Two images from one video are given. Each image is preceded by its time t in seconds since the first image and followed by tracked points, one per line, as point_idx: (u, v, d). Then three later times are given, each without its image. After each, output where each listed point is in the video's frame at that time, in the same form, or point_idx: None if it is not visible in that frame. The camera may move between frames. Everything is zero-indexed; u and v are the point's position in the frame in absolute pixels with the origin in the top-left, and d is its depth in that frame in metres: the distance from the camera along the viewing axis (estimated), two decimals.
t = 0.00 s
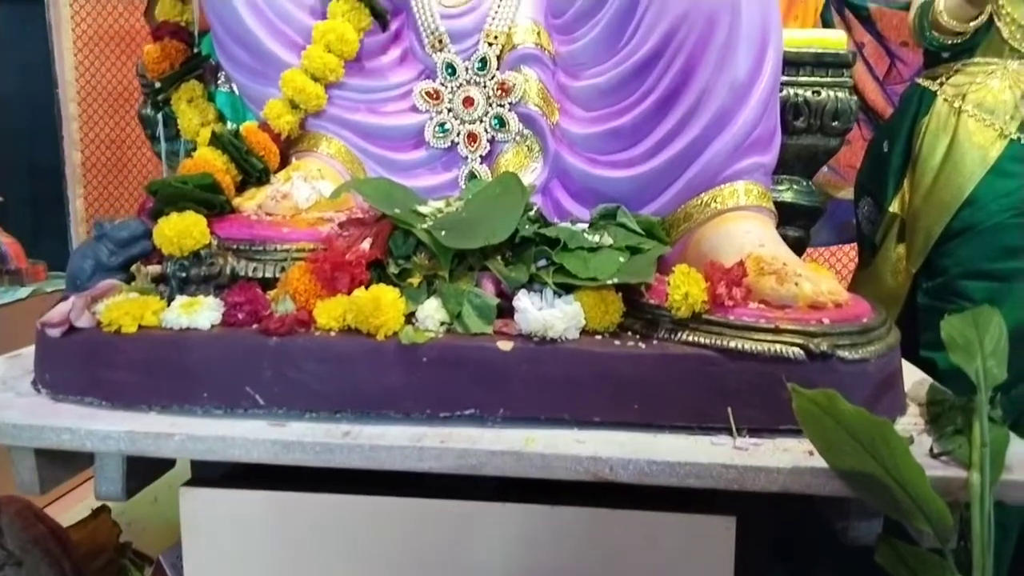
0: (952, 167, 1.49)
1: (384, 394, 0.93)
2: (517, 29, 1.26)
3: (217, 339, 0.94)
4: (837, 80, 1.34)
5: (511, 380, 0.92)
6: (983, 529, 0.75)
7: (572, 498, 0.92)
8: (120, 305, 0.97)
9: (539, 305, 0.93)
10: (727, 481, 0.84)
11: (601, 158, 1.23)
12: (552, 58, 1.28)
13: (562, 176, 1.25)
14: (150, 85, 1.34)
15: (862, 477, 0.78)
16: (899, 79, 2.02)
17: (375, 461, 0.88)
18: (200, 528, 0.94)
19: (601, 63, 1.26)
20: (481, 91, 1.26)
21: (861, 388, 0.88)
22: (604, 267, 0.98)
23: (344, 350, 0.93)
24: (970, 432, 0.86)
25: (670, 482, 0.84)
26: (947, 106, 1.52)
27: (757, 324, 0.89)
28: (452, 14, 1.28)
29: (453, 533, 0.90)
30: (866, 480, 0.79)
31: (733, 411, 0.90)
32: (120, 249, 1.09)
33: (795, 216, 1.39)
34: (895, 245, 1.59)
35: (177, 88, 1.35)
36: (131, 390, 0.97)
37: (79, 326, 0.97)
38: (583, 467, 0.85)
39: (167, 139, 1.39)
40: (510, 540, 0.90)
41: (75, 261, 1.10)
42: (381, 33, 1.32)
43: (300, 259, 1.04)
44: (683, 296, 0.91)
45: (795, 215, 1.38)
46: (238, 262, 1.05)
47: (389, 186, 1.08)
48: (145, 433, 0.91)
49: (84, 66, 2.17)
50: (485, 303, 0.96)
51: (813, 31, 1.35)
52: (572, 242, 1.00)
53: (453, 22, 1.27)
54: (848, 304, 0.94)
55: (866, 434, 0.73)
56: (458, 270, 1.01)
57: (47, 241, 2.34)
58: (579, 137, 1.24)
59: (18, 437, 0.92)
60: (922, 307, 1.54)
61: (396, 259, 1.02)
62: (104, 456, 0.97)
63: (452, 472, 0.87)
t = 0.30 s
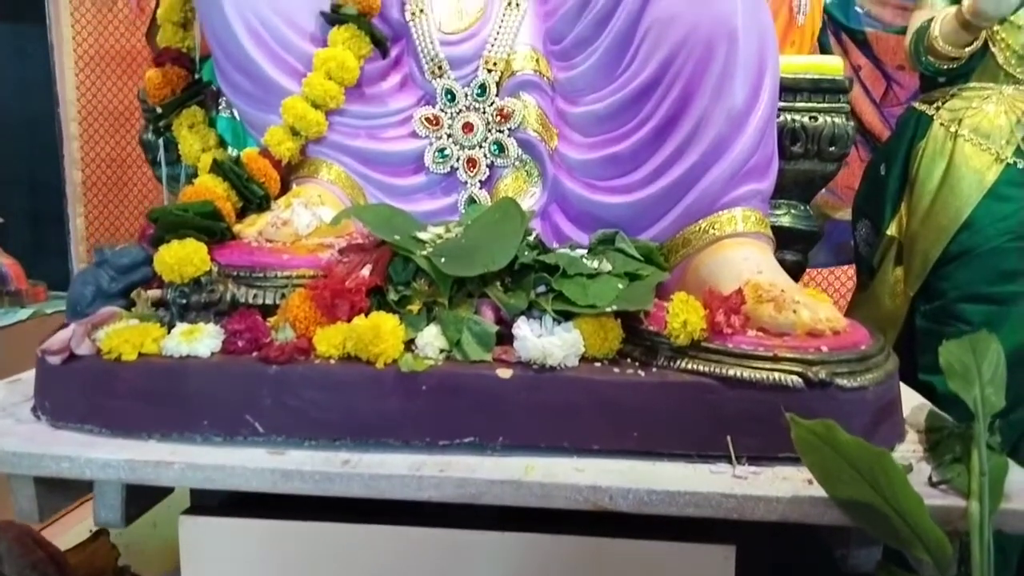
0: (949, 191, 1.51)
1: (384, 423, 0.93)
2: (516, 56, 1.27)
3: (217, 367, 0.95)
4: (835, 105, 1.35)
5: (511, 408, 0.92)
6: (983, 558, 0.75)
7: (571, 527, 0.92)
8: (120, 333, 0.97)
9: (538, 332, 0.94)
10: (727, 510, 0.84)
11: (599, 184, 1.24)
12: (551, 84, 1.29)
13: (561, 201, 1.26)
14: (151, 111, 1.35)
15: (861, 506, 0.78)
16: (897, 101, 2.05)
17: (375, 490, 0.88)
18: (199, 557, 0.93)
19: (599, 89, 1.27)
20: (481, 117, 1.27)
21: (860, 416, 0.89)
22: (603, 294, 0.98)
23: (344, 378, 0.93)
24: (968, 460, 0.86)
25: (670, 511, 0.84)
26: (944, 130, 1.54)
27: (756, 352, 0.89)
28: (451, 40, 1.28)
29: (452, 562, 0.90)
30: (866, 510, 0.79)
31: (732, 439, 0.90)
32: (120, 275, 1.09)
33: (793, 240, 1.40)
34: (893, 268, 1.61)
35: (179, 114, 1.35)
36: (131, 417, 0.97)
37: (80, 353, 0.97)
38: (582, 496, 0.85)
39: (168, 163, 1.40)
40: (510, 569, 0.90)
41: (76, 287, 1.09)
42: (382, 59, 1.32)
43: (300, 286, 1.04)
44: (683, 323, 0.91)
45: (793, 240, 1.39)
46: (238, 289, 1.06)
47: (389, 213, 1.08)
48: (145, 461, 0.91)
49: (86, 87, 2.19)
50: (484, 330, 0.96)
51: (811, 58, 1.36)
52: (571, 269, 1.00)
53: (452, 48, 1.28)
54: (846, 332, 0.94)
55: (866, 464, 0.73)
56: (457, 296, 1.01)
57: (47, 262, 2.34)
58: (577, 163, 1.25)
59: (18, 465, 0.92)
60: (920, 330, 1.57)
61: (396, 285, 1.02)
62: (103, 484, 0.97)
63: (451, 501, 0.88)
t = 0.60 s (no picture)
0: (944, 213, 1.53)
1: (382, 447, 0.94)
2: (515, 79, 1.30)
3: (216, 391, 0.95)
4: (830, 128, 1.36)
5: (509, 433, 0.92)
6: None
7: (569, 551, 0.92)
8: (120, 356, 0.97)
9: (536, 354, 0.95)
10: (724, 535, 0.84)
11: (597, 206, 1.25)
12: (549, 106, 1.30)
13: (560, 223, 1.27)
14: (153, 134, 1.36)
15: (858, 532, 0.79)
16: (893, 122, 2.07)
17: (373, 514, 0.88)
18: None
19: (596, 113, 1.29)
20: (480, 139, 1.29)
21: (856, 441, 0.89)
22: (601, 317, 0.99)
23: (343, 402, 0.93)
24: (964, 485, 0.87)
25: (667, 535, 0.85)
26: (939, 152, 1.56)
27: (753, 376, 0.90)
28: (451, 64, 1.31)
29: None
30: (863, 536, 0.79)
31: (729, 464, 0.90)
32: (121, 297, 1.10)
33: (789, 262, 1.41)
34: (890, 288, 1.64)
35: (180, 136, 1.36)
36: (130, 441, 0.97)
37: (80, 376, 0.98)
38: (580, 521, 0.85)
39: (168, 184, 1.40)
40: None
41: (77, 308, 1.10)
42: (381, 83, 1.32)
43: (300, 309, 1.05)
44: (680, 347, 0.92)
45: (789, 261, 1.40)
46: (238, 312, 1.06)
47: (390, 235, 1.09)
48: (144, 485, 0.91)
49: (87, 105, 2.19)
50: (483, 354, 0.97)
51: (807, 81, 1.37)
52: (569, 292, 1.01)
53: (451, 72, 1.30)
54: (842, 355, 0.95)
55: (863, 489, 0.74)
56: (456, 320, 1.01)
57: (47, 282, 2.35)
58: (576, 185, 1.26)
59: (18, 489, 0.93)
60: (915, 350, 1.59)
61: (396, 308, 1.02)
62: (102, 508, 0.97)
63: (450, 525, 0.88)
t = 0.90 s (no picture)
0: (943, 233, 1.56)
1: (384, 472, 0.94)
2: (515, 104, 1.31)
3: (220, 416, 0.96)
4: (828, 150, 1.37)
5: (510, 458, 0.93)
6: None
7: None
8: (124, 383, 0.98)
9: (537, 379, 0.96)
10: (725, 560, 0.85)
11: (596, 229, 1.26)
12: (548, 130, 1.32)
13: (560, 246, 1.28)
14: (156, 159, 1.38)
15: (859, 558, 0.79)
16: (891, 142, 2.09)
17: (375, 540, 0.88)
18: None
19: (595, 137, 1.31)
20: (480, 163, 1.30)
21: (855, 464, 0.90)
22: (601, 341, 1.00)
23: (346, 427, 0.94)
24: (963, 509, 0.87)
25: (668, 561, 0.85)
26: (936, 173, 1.59)
27: (752, 401, 0.91)
28: (451, 88, 1.32)
29: None
30: (863, 562, 0.79)
31: (730, 488, 0.91)
32: (124, 322, 1.10)
33: (788, 283, 1.42)
34: (890, 308, 1.66)
35: (183, 160, 1.37)
36: (133, 466, 0.98)
37: (84, 403, 0.98)
38: (582, 547, 0.86)
39: (173, 208, 1.45)
40: None
41: (79, 335, 1.10)
42: (383, 107, 1.33)
43: (303, 333, 1.05)
44: (680, 372, 0.93)
45: (788, 283, 1.41)
46: (241, 337, 1.06)
47: (392, 259, 1.10)
48: (148, 512, 0.92)
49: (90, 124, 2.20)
50: (484, 379, 0.97)
51: (805, 104, 1.38)
52: (570, 315, 1.01)
53: (452, 96, 1.31)
54: (840, 379, 0.96)
55: (863, 515, 0.75)
56: (457, 344, 1.02)
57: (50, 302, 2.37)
58: (574, 207, 1.27)
59: (22, 515, 0.93)
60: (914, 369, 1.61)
61: (398, 334, 1.03)
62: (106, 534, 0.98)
63: (452, 551, 0.88)
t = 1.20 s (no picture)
0: (941, 250, 1.60)
1: (384, 493, 0.95)
2: (515, 123, 1.33)
3: (222, 438, 0.96)
4: (826, 169, 1.38)
5: (510, 479, 0.93)
6: None
7: None
8: (126, 404, 0.99)
9: (536, 402, 0.96)
10: None
11: (595, 248, 1.27)
12: (547, 149, 1.33)
13: (559, 263, 1.30)
14: (158, 179, 1.39)
15: None
16: (887, 157, 2.11)
17: (376, 562, 0.89)
18: None
19: (594, 156, 1.31)
20: (480, 181, 1.30)
21: (854, 485, 0.90)
22: (600, 361, 1.00)
23: (347, 449, 0.95)
24: (961, 529, 0.88)
25: None
26: (934, 190, 1.62)
27: (751, 422, 0.92)
28: (450, 108, 1.33)
29: None
30: None
31: (729, 509, 0.91)
32: (126, 342, 1.11)
33: (786, 302, 1.43)
34: (888, 323, 1.70)
35: (185, 180, 1.38)
36: (135, 488, 0.98)
37: (85, 424, 0.99)
38: (581, 568, 0.86)
39: (173, 227, 1.46)
40: None
41: (81, 356, 1.11)
42: (384, 127, 1.34)
43: (304, 353, 1.06)
44: (678, 394, 0.93)
45: (784, 300, 1.42)
46: (242, 357, 1.07)
47: (393, 278, 1.10)
48: (149, 533, 0.92)
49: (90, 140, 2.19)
50: (484, 401, 0.97)
51: (802, 123, 1.39)
52: (569, 335, 1.02)
53: (451, 116, 1.33)
54: (839, 400, 0.97)
55: (862, 536, 0.75)
56: (457, 364, 1.02)
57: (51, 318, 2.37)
58: (574, 226, 1.28)
59: (24, 537, 0.93)
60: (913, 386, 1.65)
61: (398, 354, 1.04)
62: (107, 555, 0.98)
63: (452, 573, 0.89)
